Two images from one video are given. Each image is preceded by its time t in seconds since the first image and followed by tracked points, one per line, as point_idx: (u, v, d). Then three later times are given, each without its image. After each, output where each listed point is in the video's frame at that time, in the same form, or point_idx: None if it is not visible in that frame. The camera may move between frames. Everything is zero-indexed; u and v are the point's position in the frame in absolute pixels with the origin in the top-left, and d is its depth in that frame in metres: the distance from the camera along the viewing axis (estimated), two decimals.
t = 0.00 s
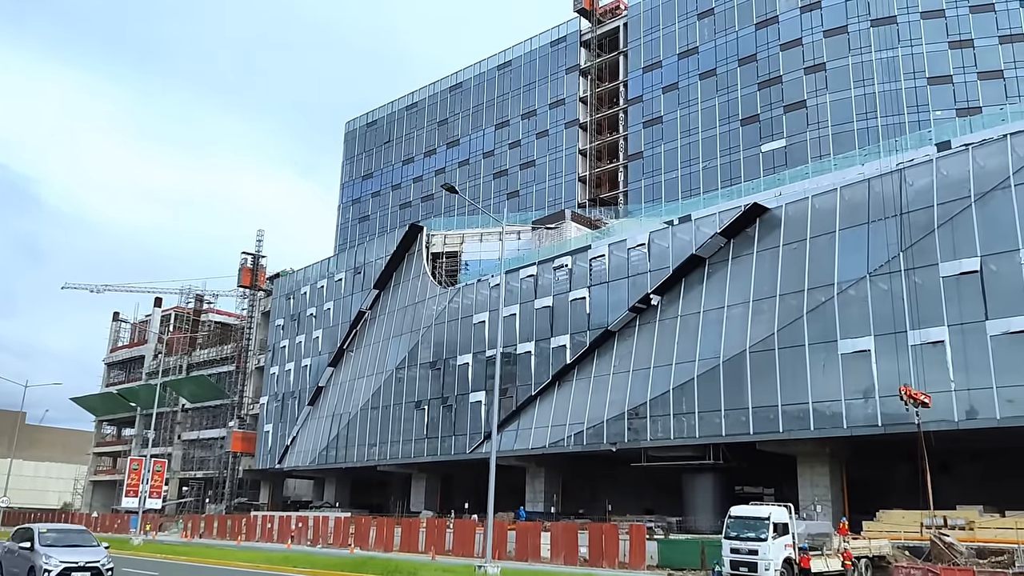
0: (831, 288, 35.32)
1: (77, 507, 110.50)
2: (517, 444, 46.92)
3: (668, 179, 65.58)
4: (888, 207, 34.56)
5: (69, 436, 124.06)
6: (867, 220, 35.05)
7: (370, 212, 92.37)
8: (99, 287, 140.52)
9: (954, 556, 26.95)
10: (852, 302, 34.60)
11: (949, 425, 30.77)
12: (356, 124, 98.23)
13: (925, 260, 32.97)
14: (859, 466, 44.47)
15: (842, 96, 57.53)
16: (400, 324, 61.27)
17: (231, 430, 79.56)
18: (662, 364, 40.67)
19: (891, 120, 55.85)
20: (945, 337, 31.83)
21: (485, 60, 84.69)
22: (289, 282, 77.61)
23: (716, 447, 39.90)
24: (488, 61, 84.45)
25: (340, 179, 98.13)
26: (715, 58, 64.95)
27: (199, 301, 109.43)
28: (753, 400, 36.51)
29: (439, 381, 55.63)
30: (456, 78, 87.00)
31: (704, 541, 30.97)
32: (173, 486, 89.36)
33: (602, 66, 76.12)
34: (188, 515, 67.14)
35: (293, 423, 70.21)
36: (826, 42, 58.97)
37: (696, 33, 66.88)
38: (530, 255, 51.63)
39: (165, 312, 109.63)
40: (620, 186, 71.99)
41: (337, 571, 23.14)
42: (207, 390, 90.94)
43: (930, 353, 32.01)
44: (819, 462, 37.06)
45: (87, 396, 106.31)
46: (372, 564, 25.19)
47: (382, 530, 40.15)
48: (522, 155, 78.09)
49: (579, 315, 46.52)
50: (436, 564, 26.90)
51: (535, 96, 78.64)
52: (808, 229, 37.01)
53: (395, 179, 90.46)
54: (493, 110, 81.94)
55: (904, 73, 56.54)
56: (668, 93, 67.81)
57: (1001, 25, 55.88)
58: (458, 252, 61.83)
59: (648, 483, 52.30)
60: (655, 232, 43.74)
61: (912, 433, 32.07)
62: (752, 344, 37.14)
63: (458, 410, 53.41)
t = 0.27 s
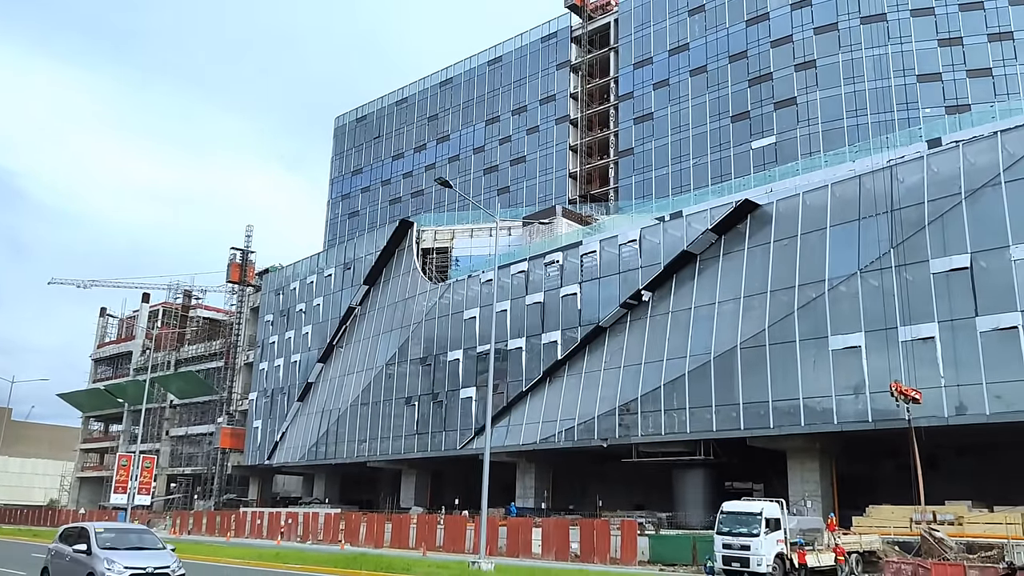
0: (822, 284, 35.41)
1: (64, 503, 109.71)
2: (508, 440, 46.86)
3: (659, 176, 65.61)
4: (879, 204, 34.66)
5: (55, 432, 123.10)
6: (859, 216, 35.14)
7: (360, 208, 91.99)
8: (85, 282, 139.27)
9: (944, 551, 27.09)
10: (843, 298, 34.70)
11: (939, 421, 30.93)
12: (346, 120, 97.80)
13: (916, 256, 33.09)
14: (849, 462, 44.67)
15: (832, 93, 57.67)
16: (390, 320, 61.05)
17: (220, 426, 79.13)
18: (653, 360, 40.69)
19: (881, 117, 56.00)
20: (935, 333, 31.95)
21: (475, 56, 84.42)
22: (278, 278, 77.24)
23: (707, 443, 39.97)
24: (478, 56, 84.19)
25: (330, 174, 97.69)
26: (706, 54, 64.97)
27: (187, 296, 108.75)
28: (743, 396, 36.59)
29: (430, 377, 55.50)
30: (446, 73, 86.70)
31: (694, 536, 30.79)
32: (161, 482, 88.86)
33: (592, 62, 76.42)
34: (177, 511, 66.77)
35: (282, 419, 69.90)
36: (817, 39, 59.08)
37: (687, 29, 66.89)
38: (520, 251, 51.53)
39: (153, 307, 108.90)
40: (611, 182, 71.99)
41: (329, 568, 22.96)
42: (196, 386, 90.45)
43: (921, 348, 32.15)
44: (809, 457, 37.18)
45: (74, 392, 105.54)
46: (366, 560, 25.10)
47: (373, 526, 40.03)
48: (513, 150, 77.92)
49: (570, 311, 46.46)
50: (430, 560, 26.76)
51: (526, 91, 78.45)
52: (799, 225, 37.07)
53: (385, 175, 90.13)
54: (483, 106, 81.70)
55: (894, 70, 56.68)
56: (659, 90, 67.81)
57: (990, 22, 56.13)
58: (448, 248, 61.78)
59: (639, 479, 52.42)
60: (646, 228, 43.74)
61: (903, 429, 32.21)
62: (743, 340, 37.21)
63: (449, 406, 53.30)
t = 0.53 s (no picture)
0: (823, 283, 35.22)
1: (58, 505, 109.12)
2: (506, 440, 46.59)
3: (657, 175, 65.42)
4: (879, 202, 34.50)
5: (49, 433, 122.49)
6: (859, 215, 34.98)
7: (356, 207, 91.63)
8: (79, 282, 138.46)
9: (947, 552, 26.88)
10: (844, 297, 34.52)
11: (941, 420, 30.76)
12: (342, 119, 97.42)
13: (917, 255, 32.94)
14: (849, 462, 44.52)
15: (831, 91, 57.56)
16: (387, 320, 60.76)
17: (215, 427, 78.68)
18: (653, 360, 40.47)
19: (880, 116, 55.90)
20: (937, 332, 31.77)
21: (472, 54, 84.15)
22: (275, 278, 76.88)
23: (707, 443, 39.75)
24: (475, 55, 83.92)
25: (326, 174, 97.32)
26: (704, 53, 64.82)
27: (182, 296, 108.24)
28: (744, 395, 36.39)
29: (427, 377, 55.22)
30: (443, 71, 86.41)
31: (696, 537, 30.55)
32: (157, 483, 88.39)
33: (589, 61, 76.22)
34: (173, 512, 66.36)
35: (279, 419, 69.54)
36: (815, 38, 58.99)
37: (685, 28, 66.74)
38: (519, 250, 51.28)
39: (148, 307, 108.39)
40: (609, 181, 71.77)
41: (329, 569, 22.63)
42: (191, 386, 90.01)
43: (922, 348, 31.98)
44: (809, 458, 36.99)
45: (68, 393, 105.00)
46: (366, 561, 24.77)
47: (371, 527, 39.77)
48: (510, 149, 77.66)
49: (568, 310, 46.22)
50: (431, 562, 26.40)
51: (523, 90, 78.22)
52: (799, 224, 36.90)
53: (382, 174, 89.79)
54: (481, 105, 81.43)
55: (893, 69, 56.57)
56: (656, 88, 67.64)
57: (989, 21, 56.05)
58: (446, 247, 61.56)
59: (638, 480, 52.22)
60: (645, 226, 43.53)
61: (904, 428, 32.03)
62: (743, 339, 37.01)
63: (447, 406, 53.02)
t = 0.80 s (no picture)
0: (829, 280, 35.11)
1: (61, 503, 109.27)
2: (510, 438, 46.55)
3: (661, 172, 65.30)
4: (886, 199, 34.38)
5: (52, 432, 122.64)
6: (865, 212, 34.87)
7: (359, 205, 91.57)
8: (83, 280, 138.57)
9: (954, 549, 26.79)
10: (850, 295, 34.42)
11: (948, 418, 30.66)
12: (345, 117, 97.36)
13: (923, 252, 32.83)
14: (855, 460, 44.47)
15: (836, 89, 57.41)
16: (391, 319, 60.71)
17: (219, 425, 78.76)
18: (657, 358, 40.39)
19: (885, 113, 55.73)
20: (944, 329, 31.66)
21: (475, 52, 84.02)
22: (278, 276, 76.84)
23: (712, 441, 39.67)
24: (478, 53, 83.81)
25: (329, 172, 97.27)
26: (708, 50, 64.65)
27: (185, 295, 108.22)
28: (749, 393, 36.31)
29: (431, 375, 55.18)
30: (446, 69, 86.28)
31: (701, 534, 30.40)
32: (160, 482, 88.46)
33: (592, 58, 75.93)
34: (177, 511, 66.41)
35: (282, 418, 69.52)
36: (820, 35, 58.80)
37: (689, 25, 66.58)
38: (522, 248, 51.19)
39: (151, 306, 108.39)
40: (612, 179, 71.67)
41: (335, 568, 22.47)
42: (195, 385, 90.02)
43: (929, 345, 31.88)
44: (814, 455, 36.92)
45: (71, 391, 105.10)
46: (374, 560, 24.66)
47: (376, 526, 39.76)
48: (513, 147, 77.59)
49: (572, 308, 46.14)
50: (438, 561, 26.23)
51: (526, 88, 78.10)
52: (805, 221, 36.80)
53: (385, 172, 89.72)
54: (483, 103, 81.37)
55: (898, 66, 56.37)
56: (660, 85, 67.50)
57: (995, 17, 55.82)
58: (449, 245, 61.57)
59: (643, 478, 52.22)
60: (650, 224, 43.44)
61: (911, 426, 31.93)
62: (749, 337, 36.92)
63: (450, 404, 52.98)
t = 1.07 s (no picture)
0: (834, 276, 35.02)
1: (63, 501, 109.36)
2: (514, 435, 46.50)
3: (664, 169, 65.17)
4: (891, 196, 34.27)
5: (54, 429, 122.76)
6: (871, 209, 34.76)
7: (361, 203, 91.47)
8: (84, 278, 138.31)
9: (961, 547, 26.71)
10: (855, 291, 34.32)
11: (954, 415, 30.57)
12: (346, 114, 97.24)
13: (929, 248, 32.72)
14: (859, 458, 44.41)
15: (839, 85, 57.30)
16: (393, 316, 60.65)
17: (221, 423, 78.75)
18: (662, 355, 40.30)
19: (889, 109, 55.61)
20: (950, 326, 31.57)
21: (477, 49, 83.89)
22: (280, 273, 76.76)
23: (716, 438, 39.58)
24: (480, 50, 83.67)
25: (330, 169, 97.17)
26: (711, 46, 64.51)
27: (187, 292, 108.16)
28: (754, 390, 36.23)
29: (434, 372, 55.11)
30: (448, 66, 86.15)
31: (706, 532, 30.27)
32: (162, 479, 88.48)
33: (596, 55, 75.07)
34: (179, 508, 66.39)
35: (285, 415, 69.46)
36: (824, 31, 58.66)
37: (692, 21, 66.43)
38: (526, 245, 51.11)
39: (153, 303, 108.33)
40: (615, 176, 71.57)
41: (343, 565, 22.39)
42: (197, 382, 90.01)
43: (935, 341, 31.78)
44: (819, 452, 36.84)
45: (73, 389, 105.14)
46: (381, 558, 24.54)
47: (379, 523, 39.73)
48: (515, 144, 77.47)
49: (576, 305, 46.05)
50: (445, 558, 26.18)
51: (528, 85, 77.95)
52: (810, 218, 36.70)
53: (387, 170, 89.60)
54: (485, 100, 81.22)
55: (901, 62, 56.23)
56: (663, 82, 67.34)
57: (999, 13, 55.66)
58: (452, 242, 61.59)
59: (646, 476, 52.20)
60: (654, 220, 43.34)
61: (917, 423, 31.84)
62: (754, 333, 36.83)
63: (453, 402, 52.92)
